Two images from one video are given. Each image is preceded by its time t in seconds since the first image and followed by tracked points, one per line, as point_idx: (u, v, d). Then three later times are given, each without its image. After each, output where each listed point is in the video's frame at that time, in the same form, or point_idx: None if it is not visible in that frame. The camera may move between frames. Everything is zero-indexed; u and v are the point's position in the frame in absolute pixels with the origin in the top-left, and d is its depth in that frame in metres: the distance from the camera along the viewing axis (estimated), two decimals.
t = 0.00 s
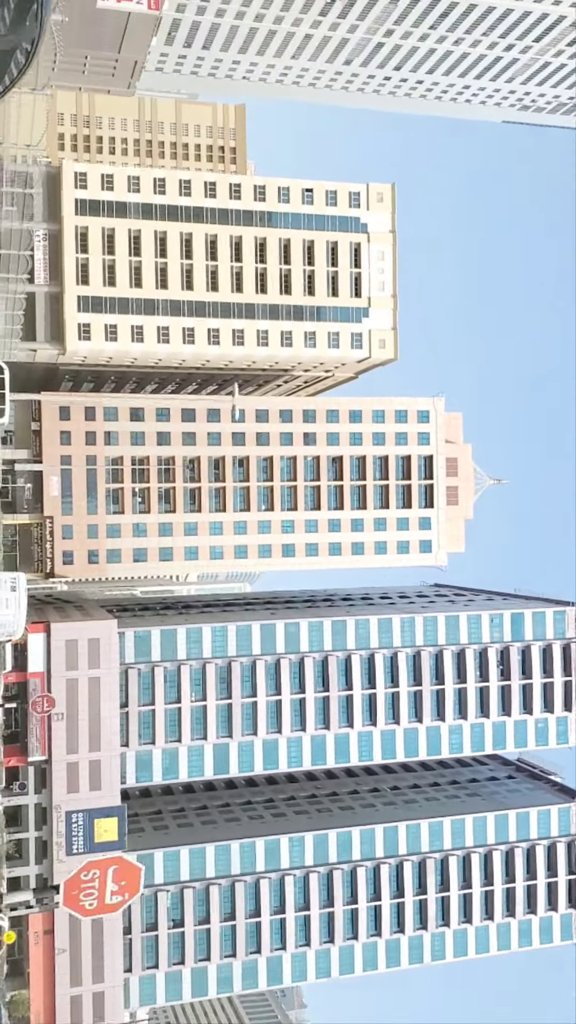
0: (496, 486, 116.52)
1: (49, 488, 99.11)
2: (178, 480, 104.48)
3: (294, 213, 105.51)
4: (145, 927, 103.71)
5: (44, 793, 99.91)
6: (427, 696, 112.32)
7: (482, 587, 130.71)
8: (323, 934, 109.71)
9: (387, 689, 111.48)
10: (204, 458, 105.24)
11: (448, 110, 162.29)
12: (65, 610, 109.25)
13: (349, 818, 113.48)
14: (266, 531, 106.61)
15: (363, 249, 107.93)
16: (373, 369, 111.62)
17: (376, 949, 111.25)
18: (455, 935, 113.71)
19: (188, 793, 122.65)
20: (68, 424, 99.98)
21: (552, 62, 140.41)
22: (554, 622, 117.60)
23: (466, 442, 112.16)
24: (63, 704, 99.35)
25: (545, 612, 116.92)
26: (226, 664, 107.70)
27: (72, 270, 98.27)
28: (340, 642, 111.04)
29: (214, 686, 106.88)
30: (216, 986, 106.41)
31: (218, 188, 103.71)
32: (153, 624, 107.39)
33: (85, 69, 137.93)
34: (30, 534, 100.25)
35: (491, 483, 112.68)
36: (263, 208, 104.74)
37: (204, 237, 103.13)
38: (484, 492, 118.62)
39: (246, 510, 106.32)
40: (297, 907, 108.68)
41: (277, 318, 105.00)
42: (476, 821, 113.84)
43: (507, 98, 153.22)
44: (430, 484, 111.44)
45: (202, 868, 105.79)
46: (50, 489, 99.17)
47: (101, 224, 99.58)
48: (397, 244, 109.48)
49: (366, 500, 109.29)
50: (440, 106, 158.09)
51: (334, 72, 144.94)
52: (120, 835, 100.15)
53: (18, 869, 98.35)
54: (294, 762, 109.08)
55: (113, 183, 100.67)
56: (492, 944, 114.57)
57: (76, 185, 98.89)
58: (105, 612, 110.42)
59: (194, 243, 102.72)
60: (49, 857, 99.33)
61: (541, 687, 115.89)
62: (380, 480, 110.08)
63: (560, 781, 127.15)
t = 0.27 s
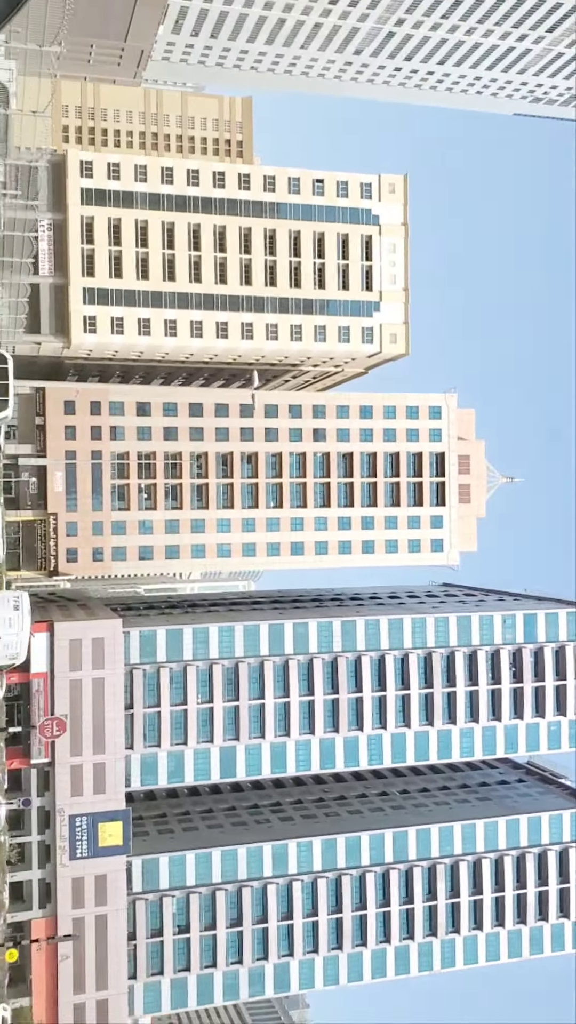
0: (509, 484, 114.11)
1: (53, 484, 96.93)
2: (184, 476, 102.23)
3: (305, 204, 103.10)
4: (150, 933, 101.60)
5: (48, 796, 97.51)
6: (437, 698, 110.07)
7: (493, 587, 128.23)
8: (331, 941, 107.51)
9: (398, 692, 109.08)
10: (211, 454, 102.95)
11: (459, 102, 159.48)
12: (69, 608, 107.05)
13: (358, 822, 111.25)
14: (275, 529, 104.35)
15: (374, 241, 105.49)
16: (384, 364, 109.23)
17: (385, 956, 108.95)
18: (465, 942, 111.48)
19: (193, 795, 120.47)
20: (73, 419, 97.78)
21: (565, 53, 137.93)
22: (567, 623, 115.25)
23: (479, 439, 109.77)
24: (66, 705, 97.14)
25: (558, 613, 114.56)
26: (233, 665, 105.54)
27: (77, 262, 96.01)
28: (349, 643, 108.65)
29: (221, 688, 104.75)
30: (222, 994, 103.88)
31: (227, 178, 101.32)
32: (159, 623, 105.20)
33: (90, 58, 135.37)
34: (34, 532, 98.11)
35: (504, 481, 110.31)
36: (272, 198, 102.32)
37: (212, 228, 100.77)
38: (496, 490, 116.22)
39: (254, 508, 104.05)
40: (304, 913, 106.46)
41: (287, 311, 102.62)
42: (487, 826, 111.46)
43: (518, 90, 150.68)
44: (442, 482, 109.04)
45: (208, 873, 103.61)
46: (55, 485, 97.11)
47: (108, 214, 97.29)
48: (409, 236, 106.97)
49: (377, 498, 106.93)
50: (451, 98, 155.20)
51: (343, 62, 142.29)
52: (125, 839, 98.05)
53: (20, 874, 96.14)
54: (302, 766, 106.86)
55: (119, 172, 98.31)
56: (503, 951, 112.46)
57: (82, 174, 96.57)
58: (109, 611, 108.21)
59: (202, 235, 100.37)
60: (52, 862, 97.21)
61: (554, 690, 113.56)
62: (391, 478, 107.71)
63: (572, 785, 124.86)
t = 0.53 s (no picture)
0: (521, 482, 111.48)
1: (55, 479, 94.59)
2: (190, 473, 99.75)
3: (314, 194, 100.65)
4: (152, 940, 99.25)
5: (48, 800, 95.40)
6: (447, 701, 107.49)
7: (503, 588, 125.69)
8: (337, 949, 105.07)
9: (407, 694, 106.48)
10: (218, 450, 100.37)
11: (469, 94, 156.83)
12: (71, 607, 104.64)
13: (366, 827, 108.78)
14: (282, 527, 101.84)
15: (385, 232, 102.92)
16: (395, 358, 106.63)
17: (392, 964, 106.46)
18: (475, 950, 108.88)
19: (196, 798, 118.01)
20: (76, 413, 95.40)
21: None
22: None
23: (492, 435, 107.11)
24: (67, 706, 94.82)
25: (571, 614, 111.94)
26: (238, 666, 103.22)
27: (81, 252, 93.70)
28: (358, 645, 106.13)
29: (227, 689, 102.40)
30: (226, 1002, 102.10)
31: (235, 167, 98.92)
32: (163, 623, 102.80)
33: (95, 47, 132.85)
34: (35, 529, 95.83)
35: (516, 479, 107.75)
36: (281, 188, 99.90)
37: (219, 218, 98.35)
38: (508, 488, 113.62)
39: (261, 505, 101.55)
40: (310, 919, 104.07)
41: (295, 304, 100.10)
42: (498, 832, 108.88)
43: (530, 81, 148.12)
44: (453, 480, 106.40)
45: (212, 879, 101.19)
46: (57, 481, 94.81)
47: (112, 203, 94.97)
48: (421, 227, 104.52)
49: (387, 495, 104.27)
50: (461, 90, 152.63)
51: (352, 52, 139.77)
52: (128, 844, 95.73)
53: (20, 879, 94.07)
54: (309, 769, 104.40)
55: (125, 160, 95.94)
56: (513, 960, 110.00)
57: (86, 162, 94.27)
58: (112, 610, 105.75)
59: (209, 225, 97.96)
60: (52, 867, 94.93)
61: (567, 692, 111.06)
62: (401, 475, 105.09)
63: None
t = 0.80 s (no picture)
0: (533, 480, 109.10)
1: (57, 475, 92.32)
2: (194, 469, 97.39)
3: (323, 184, 98.23)
4: (154, 947, 97.08)
5: (48, 803, 92.91)
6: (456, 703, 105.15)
7: (512, 588, 123.36)
8: (343, 956, 102.81)
9: (415, 696, 104.19)
10: (223, 446, 97.98)
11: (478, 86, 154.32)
12: (72, 605, 102.31)
13: (372, 832, 106.52)
14: (289, 525, 99.53)
15: (395, 223, 100.52)
16: (404, 352, 104.20)
17: (399, 972, 104.22)
18: (483, 957, 106.66)
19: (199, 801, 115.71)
20: (78, 407, 93.08)
21: None
22: None
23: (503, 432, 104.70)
24: (68, 707, 92.58)
25: None
26: (243, 666, 100.97)
27: (84, 242, 91.38)
28: (365, 646, 103.80)
29: (231, 690, 100.18)
30: (229, 1010, 99.62)
31: (241, 155, 96.51)
32: (166, 623, 100.51)
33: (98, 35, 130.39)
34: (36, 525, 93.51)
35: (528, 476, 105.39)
36: (290, 177, 97.48)
37: (226, 208, 95.96)
38: (518, 486, 111.26)
39: (267, 503, 99.26)
40: (316, 926, 101.84)
41: (303, 296, 97.70)
42: (507, 837, 106.58)
43: (540, 72, 145.80)
44: (463, 477, 104.01)
45: (216, 885, 98.94)
46: (58, 476, 92.54)
47: (116, 193, 92.60)
48: (432, 219, 102.14)
49: (395, 493, 101.88)
50: (470, 82, 150.16)
51: (360, 42, 137.27)
52: (129, 849, 93.56)
53: (18, 884, 91.64)
54: (315, 773, 102.15)
55: (129, 148, 93.53)
56: (522, 967, 107.88)
57: (90, 149, 91.88)
58: (114, 609, 103.38)
59: (215, 215, 95.59)
60: (52, 872, 92.64)
61: None
62: (410, 472, 102.72)
63: None
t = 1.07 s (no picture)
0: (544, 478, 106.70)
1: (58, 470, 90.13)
2: (199, 465, 95.12)
3: (332, 174, 95.88)
4: (154, 953, 95.04)
5: (47, 807, 90.62)
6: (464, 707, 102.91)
7: (521, 588, 121.05)
8: (347, 963, 100.66)
9: (422, 699, 102.00)
10: (228, 441, 95.72)
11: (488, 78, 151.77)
12: (73, 603, 100.10)
13: (378, 837, 104.29)
14: (295, 523, 97.27)
15: (406, 215, 98.11)
16: (414, 347, 101.79)
17: (404, 980, 102.05)
18: (489, 965, 104.47)
19: (201, 803, 113.62)
20: (79, 400, 90.85)
21: None
22: None
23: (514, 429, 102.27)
24: (68, 708, 90.47)
25: None
26: (247, 667, 98.80)
27: (87, 231, 89.09)
28: (372, 647, 101.54)
29: (235, 691, 98.02)
30: (231, 1017, 97.65)
31: (249, 144, 94.15)
32: (169, 622, 98.31)
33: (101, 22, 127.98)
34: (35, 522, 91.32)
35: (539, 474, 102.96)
36: (298, 167, 95.12)
37: (232, 198, 93.63)
38: (529, 484, 108.88)
39: (273, 500, 97.01)
40: (319, 933, 99.69)
41: (311, 288, 95.35)
42: (515, 843, 104.32)
43: (550, 64, 143.35)
44: (473, 475, 101.65)
45: (218, 890, 96.78)
46: (59, 471, 90.41)
47: (120, 181, 90.29)
48: (443, 210, 99.78)
49: (404, 491, 99.55)
50: (480, 74, 147.61)
51: (368, 32, 134.75)
52: (130, 853, 91.43)
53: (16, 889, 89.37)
54: (320, 777, 99.94)
55: (134, 135, 91.20)
56: (529, 975, 105.75)
57: (93, 136, 89.56)
58: (116, 608, 101.15)
59: (221, 205, 93.26)
60: (51, 877, 90.50)
61: None
62: (419, 470, 100.40)
63: None
